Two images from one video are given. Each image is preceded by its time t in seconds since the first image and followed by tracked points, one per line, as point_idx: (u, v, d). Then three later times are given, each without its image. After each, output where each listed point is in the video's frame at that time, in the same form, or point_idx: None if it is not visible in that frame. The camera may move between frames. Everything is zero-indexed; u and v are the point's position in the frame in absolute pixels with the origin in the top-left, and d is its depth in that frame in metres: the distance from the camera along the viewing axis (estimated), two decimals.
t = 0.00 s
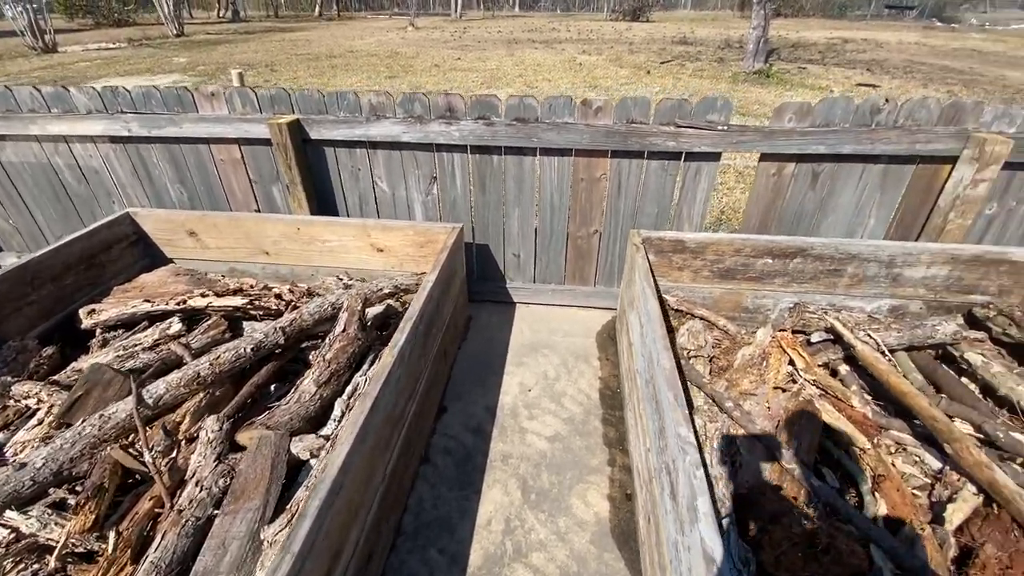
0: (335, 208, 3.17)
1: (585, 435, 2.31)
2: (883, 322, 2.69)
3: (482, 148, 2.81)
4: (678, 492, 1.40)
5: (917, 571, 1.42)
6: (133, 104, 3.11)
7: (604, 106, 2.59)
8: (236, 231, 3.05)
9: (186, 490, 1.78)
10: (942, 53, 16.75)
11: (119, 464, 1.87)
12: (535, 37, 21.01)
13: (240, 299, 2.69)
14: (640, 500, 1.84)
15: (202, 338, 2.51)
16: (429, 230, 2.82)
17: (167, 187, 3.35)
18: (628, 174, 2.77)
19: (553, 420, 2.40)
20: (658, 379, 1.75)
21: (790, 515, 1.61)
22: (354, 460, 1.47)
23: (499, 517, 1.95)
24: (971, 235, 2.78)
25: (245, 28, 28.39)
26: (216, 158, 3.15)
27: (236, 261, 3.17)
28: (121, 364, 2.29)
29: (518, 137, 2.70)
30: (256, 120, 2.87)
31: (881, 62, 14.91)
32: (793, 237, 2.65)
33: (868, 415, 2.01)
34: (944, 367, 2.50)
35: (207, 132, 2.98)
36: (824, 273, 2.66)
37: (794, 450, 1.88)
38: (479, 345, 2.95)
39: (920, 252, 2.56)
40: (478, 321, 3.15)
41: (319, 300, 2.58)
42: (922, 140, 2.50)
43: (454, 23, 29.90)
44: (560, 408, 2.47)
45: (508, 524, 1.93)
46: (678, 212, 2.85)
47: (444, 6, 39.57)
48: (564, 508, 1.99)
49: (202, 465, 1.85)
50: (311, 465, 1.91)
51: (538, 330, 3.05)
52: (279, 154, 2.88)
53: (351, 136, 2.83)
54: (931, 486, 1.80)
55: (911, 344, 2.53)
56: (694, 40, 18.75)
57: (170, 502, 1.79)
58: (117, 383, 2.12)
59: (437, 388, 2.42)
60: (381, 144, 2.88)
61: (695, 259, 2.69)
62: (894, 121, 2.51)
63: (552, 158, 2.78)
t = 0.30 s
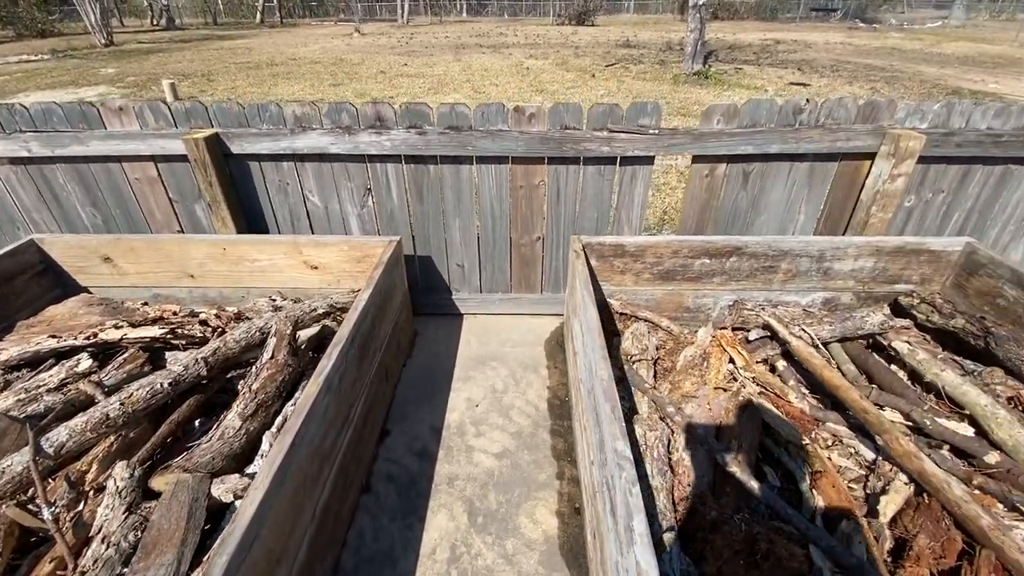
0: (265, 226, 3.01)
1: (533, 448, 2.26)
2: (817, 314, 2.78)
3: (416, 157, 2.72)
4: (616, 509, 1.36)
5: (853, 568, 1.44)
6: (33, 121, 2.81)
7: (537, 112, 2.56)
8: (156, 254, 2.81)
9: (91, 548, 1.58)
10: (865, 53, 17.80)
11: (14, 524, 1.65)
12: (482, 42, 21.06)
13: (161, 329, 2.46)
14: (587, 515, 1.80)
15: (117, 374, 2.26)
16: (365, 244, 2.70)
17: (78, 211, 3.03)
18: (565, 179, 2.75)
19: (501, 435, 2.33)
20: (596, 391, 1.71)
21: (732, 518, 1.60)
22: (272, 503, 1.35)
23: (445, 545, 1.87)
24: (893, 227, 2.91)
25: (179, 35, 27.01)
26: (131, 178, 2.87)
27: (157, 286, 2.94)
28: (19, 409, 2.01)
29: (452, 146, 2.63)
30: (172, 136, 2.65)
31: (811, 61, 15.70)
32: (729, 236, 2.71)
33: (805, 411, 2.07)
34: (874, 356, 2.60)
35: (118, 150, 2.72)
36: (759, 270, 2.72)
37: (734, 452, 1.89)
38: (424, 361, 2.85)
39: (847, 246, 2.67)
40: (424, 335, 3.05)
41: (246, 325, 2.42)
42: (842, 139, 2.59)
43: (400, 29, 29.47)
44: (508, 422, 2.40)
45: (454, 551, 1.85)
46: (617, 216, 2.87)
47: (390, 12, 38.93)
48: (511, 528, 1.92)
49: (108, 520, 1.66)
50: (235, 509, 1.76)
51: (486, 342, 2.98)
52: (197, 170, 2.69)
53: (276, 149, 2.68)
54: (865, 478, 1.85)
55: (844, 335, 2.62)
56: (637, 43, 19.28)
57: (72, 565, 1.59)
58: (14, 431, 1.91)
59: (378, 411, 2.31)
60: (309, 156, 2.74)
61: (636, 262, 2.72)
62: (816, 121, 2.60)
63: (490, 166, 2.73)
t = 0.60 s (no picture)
0: (210, 244, 2.87)
1: (496, 463, 2.22)
2: (770, 313, 2.85)
3: (367, 169, 2.66)
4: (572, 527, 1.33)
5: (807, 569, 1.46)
6: None
7: (488, 121, 2.55)
8: (91, 279, 2.62)
9: None
10: (811, 56, 18.58)
11: None
12: (443, 50, 21.05)
13: (98, 359, 2.26)
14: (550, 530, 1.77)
15: (50, 409, 2.07)
16: (316, 260, 2.61)
17: (5, 236, 2.80)
18: (520, 188, 2.74)
19: (463, 451, 2.28)
20: (553, 403, 1.69)
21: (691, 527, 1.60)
22: (210, 546, 1.26)
23: (406, 571, 1.81)
24: (838, 225, 3.01)
25: (124, 45, 25.89)
26: (63, 199, 2.67)
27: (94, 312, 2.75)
28: None
29: (403, 157, 2.58)
30: (104, 153, 2.49)
31: (762, 65, 16.26)
32: (683, 240, 2.77)
33: (761, 410, 2.09)
34: (826, 352, 2.69)
35: (45, 170, 2.53)
36: (714, 271, 2.78)
37: (693, 456, 1.90)
38: (384, 377, 2.77)
39: (796, 245, 2.75)
40: (384, 351, 2.98)
41: (190, 350, 2.27)
42: (786, 142, 2.66)
43: (359, 37, 29.02)
44: (470, 437, 2.35)
45: None
46: (573, 223, 2.87)
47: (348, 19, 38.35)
48: (474, 549, 1.88)
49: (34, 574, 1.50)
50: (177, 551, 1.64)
51: (447, 354, 2.93)
52: (133, 190, 2.53)
53: (218, 165, 2.56)
54: (819, 475, 1.88)
55: (796, 332, 2.69)
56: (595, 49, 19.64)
57: None
58: None
59: (333, 434, 2.22)
60: (254, 171, 2.64)
61: (594, 269, 2.74)
62: (760, 124, 2.67)
63: (443, 177, 2.69)
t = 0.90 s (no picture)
0: (196, 254, 2.85)
1: (483, 475, 2.19)
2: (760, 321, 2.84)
3: (353, 179, 2.64)
4: (553, 546, 1.30)
5: None
6: None
7: (474, 131, 2.54)
8: (74, 291, 2.59)
9: None
10: (804, 63, 18.73)
11: None
12: (438, 57, 21.16)
13: (77, 372, 2.22)
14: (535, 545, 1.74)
15: (27, 424, 2.03)
16: (301, 270, 2.58)
17: None
18: (508, 197, 2.73)
19: (449, 463, 2.25)
20: (536, 417, 1.66)
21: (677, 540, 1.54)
22: (180, 568, 1.22)
23: None
24: (828, 232, 3.01)
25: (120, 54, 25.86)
26: (45, 210, 2.65)
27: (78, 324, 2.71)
28: None
29: (389, 167, 2.57)
30: (86, 164, 2.47)
31: (756, 71, 16.37)
32: (672, 248, 2.77)
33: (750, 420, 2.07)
34: (816, 359, 2.67)
35: (26, 181, 2.50)
36: (703, 279, 2.78)
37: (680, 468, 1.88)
38: (371, 388, 2.74)
39: (785, 253, 2.75)
40: (372, 361, 2.95)
41: (171, 362, 2.24)
42: (773, 150, 2.66)
43: (355, 45, 29.10)
44: (457, 449, 2.32)
45: None
46: (562, 231, 2.87)
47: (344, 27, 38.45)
48: (459, 564, 1.85)
49: None
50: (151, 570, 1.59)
51: (436, 364, 2.90)
52: (115, 200, 2.50)
53: (202, 175, 2.54)
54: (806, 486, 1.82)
55: (786, 340, 2.68)
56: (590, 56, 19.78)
57: None
58: None
59: (317, 447, 2.18)
60: (239, 181, 2.62)
61: (582, 278, 2.73)
62: (748, 132, 2.67)
63: (430, 186, 2.68)
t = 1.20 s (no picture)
0: (215, 253, 2.94)
1: (482, 478, 2.21)
2: (769, 333, 2.82)
3: (367, 183, 2.71)
4: (542, 547, 1.31)
5: None
6: None
7: (485, 138, 2.59)
8: (98, 285, 2.69)
9: None
10: (830, 74, 18.49)
11: None
12: (461, 66, 21.48)
13: (96, 363, 2.32)
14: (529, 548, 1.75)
15: (47, 411, 2.12)
16: (313, 270, 2.65)
17: (19, 243, 2.90)
18: (517, 204, 2.77)
19: (450, 465, 2.28)
20: (533, 421, 1.68)
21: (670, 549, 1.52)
22: (181, 552, 1.27)
23: None
24: (841, 246, 2.98)
25: (155, 60, 26.86)
26: (74, 207, 2.77)
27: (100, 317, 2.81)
28: None
29: (401, 172, 2.63)
30: (113, 164, 2.58)
31: (779, 83, 16.20)
32: (680, 258, 2.77)
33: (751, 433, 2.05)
34: (826, 374, 2.63)
35: (57, 179, 2.63)
36: (711, 290, 2.78)
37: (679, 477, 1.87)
38: (377, 388, 2.79)
39: (795, 266, 2.72)
40: (380, 362, 3.00)
41: (185, 357, 2.32)
42: (785, 161, 2.65)
43: (380, 52, 29.60)
44: (459, 451, 2.35)
45: None
46: (571, 239, 2.89)
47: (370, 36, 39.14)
48: (454, 564, 1.86)
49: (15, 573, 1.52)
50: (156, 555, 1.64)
51: (442, 367, 2.94)
52: (139, 199, 2.61)
53: (222, 176, 2.64)
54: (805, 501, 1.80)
55: (794, 354, 2.65)
56: (612, 66, 19.84)
57: None
58: None
59: (322, 444, 2.23)
60: (257, 183, 2.71)
61: (589, 285, 2.75)
62: (759, 144, 2.67)
63: (441, 192, 2.73)
